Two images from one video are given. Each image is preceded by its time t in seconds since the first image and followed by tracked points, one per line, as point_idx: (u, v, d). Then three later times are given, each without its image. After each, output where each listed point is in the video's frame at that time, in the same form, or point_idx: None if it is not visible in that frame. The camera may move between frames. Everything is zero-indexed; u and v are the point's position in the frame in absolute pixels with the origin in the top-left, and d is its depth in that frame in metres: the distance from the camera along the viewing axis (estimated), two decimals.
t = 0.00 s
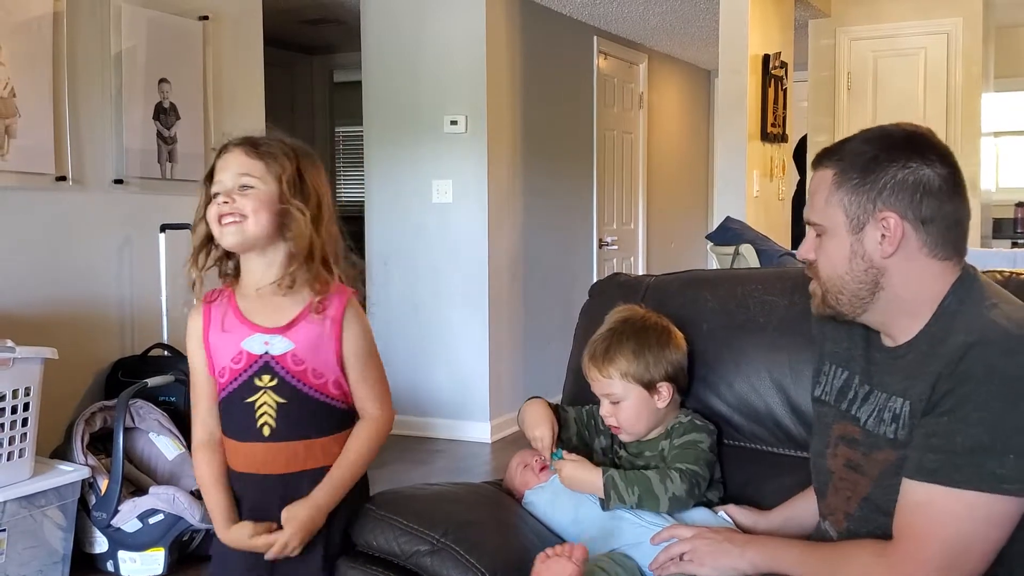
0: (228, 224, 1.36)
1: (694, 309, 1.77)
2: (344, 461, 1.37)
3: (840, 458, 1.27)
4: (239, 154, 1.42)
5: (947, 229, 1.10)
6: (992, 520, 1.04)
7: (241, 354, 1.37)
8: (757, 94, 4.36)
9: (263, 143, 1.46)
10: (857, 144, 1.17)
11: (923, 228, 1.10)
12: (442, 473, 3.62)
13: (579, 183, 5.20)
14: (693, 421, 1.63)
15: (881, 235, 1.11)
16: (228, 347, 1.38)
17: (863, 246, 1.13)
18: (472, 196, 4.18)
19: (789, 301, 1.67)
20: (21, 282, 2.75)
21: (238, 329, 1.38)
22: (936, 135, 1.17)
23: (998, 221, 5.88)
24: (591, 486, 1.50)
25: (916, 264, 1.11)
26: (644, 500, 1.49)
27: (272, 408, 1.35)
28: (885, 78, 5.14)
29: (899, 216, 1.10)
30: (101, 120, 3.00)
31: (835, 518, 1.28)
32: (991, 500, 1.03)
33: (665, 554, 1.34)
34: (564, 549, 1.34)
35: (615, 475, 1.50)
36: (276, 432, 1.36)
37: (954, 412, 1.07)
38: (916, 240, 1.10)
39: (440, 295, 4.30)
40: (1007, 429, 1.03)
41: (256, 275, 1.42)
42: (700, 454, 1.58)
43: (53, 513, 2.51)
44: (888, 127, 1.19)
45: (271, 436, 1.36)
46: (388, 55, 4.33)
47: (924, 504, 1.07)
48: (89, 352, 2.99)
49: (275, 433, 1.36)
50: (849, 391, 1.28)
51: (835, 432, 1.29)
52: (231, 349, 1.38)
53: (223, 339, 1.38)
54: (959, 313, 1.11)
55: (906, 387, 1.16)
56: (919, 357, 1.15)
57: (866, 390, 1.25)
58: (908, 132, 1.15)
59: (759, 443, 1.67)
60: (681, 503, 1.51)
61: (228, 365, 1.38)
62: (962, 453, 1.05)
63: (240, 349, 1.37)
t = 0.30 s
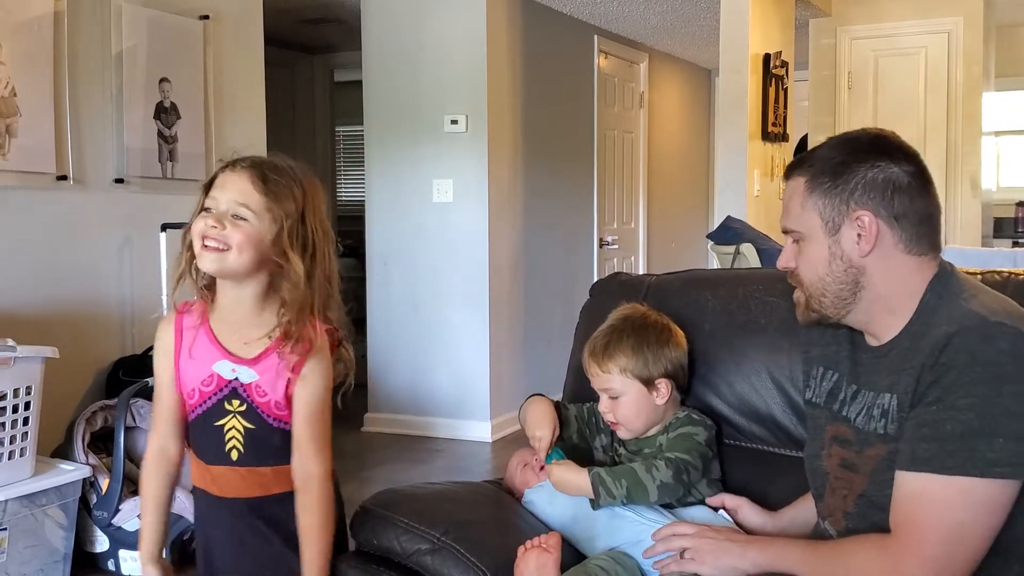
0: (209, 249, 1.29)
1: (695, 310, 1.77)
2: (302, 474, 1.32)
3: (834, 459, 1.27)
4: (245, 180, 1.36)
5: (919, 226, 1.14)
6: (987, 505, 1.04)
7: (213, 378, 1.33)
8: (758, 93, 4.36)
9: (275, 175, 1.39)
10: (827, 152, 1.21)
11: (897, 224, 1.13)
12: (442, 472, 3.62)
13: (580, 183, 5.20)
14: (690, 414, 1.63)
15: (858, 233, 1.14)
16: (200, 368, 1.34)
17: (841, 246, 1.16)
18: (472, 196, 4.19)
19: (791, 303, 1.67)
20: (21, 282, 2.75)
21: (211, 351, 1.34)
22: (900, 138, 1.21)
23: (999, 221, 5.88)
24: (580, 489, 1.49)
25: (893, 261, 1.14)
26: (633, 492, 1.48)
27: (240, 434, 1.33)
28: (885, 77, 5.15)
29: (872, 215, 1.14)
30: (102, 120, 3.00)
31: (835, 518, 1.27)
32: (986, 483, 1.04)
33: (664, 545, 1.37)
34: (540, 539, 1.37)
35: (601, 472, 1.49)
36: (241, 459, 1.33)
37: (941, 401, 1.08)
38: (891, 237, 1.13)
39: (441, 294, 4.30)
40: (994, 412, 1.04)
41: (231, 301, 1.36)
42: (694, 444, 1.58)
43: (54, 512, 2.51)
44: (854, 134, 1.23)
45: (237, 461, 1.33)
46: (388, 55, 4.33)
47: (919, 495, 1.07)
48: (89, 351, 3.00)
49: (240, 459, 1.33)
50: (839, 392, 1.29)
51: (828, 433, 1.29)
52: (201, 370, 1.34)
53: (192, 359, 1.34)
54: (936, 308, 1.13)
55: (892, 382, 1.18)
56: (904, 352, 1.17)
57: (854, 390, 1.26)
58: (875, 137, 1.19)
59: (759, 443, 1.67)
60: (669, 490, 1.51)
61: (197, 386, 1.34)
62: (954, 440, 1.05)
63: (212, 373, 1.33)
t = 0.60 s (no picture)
0: (155, 222, 1.36)
1: (696, 310, 1.76)
2: (251, 413, 1.40)
3: (829, 461, 1.26)
4: (180, 154, 1.44)
5: (902, 226, 1.15)
6: (977, 493, 1.05)
7: (192, 356, 1.43)
8: (759, 93, 4.35)
9: (204, 143, 1.48)
10: (802, 159, 1.23)
11: (879, 224, 1.14)
12: (443, 472, 3.62)
13: (581, 183, 5.20)
14: (681, 415, 1.62)
15: (841, 235, 1.15)
16: (177, 349, 1.43)
17: (826, 249, 1.17)
18: (473, 196, 4.18)
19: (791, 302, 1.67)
20: (21, 282, 2.75)
21: (185, 330, 1.43)
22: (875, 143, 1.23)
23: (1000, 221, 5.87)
24: (567, 481, 1.49)
25: (876, 261, 1.15)
26: (620, 488, 1.48)
27: (229, 405, 1.44)
28: (886, 77, 5.15)
29: (855, 215, 1.15)
30: (101, 119, 3.00)
31: (835, 519, 1.26)
32: (978, 471, 1.04)
33: (660, 549, 1.34)
34: (540, 539, 1.36)
35: (590, 464, 1.49)
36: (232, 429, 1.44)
37: (926, 394, 1.10)
38: (874, 238, 1.15)
39: (440, 294, 4.29)
40: (978, 402, 1.05)
41: (187, 274, 1.45)
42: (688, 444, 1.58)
43: (54, 513, 2.50)
44: (831, 141, 1.24)
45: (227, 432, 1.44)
46: (389, 54, 4.33)
47: (913, 487, 1.08)
48: (89, 352, 2.99)
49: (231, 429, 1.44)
50: (830, 394, 1.29)
51: (821, 434, 1.28)
52: (179, 349, 1.43)
53: (167, 342, 1.43)
54: (919, 306, 1.15)
55: (880, 379, 1.19)
56: (891, 350, 1.18)
57: (845, 391, 1.26)
58: (850, 143, 1.21)
59: (758, 443, 1.67)
60: (657, 490, 1.51)
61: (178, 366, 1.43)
62: (939, 431, 1.06)
63: (190, 350, 1.43)
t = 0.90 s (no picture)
0: (98, 238, 1.25)
1: (698, 313, 1.76)
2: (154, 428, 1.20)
3: (821, 464, 1.27)
4: (120, 164, 1.32)
5: (883, 229, 1.18)
6: (956, 490, 1.05)
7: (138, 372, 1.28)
8: (759, 93, 4.35)
9: (146, 151, 1.35)
10: (783, 169, 1.25)
11: (861, 228, 1.17)
12: (442, 473, 3.62)
13: (581, 183, 5.20)
14: (684, 418, 1.62)
15: (825, 239, 1.18)
16: (125, 365, 1.28)
17: (811, 254, 1.19)
18: (473, 197, 4.18)
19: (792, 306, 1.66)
20: (22, 283, 2.75)
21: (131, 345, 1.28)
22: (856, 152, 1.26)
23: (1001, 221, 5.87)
24: (586, 480, 1.49)
25: (860, 263, 1.17)
26: (634, 497, 1.49)
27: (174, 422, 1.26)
28: (887, 77, 5.15)
29: (838, 219, 1.17)
30: (100, 119, 3.00)
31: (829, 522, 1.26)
32: (950, 469, 1.05)
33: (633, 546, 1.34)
34: (537, 540, 1.38)
35: (608, 469, 1.49)
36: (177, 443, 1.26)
37: (904, 390, 1.11)
38: (857, 241, 1.17)
39: (440, 295, 4.29)
40: (952, 399, 1.06)
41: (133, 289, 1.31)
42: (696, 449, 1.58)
43: (53, 514, 2.49)
44: (811, 150, 1.27)
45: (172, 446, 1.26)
46: (389, 55, 4.33)
47: (889, 481, 1.08)
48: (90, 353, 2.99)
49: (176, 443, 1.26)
50: (818, 400, 1.29)
51: (811, 438, 1.29)
52: (125, 364, 1.29)
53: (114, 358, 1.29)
54: (900, 308, 1.17)
55: (863, 379, 1.20)
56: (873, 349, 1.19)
57: (829, 395, 1.27)
58: (830, 151, 1.24)
59: (759, 447, 1.67)
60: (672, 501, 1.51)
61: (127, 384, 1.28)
62: (914, 428, 1.08)
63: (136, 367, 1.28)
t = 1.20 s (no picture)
0: (59, 241, 1.23)
1: (702, 314, 1.76)
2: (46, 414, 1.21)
3: (826, 467, 1.27)
4: (120, 184, 1.27)
5: (882, 230, 1.18)
6: (973, 488, 1.05)
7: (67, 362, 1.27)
8: (761, 92, 4.35)
9: (158, 185, 1.30)
10: (780, 173, 1.26)
11: (860, 229, 1.17)
12: (445, 474, 3.63)
13: (583, 183, 5.20)
14: (690, 416, 1.62)
15: (824, 241, 1.18)
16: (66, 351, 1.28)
17: (811, 256, 1.20)
18: (475, 197, 4.18)
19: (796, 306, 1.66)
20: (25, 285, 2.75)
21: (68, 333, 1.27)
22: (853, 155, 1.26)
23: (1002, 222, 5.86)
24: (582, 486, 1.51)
25: (860, 265, 1.17)
26: (637, 491, 1.50)
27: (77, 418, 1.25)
28: (889, 77, 5.14)
29: (836, 221, 1.18)
30: (103, 120, 3.00)
31: (835, 523, 1.25)
32: (969, 465, 1.04)
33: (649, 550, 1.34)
34: (543, 542, 1.36)
35: (609, 467, 1.52)
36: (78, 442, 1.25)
37: (914, 390, 1.11)
38: (856, 242, 1.17)
39: (443, 296, 4.29)
40: (963, 396, 1.06)
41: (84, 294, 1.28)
42: (698, 447, 1.58)
43: (59, 514, 2.32)
44: (808, 153, 1.28)
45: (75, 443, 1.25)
46: (391, 56, 4.33)
47: (908, 481, 1.07)
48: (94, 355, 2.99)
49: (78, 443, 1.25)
50: (821, 404, 1.29)
51: (814, 441, 1.29)
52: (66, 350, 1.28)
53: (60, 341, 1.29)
54: (906, 308, 1.17)
55: (870, 380, 1.20)
56: (881, 350, 1.19)
57: (834, 397, 1.27)
58: (826, 154, 1.25)
59: (763, 448, 1.66)
60: (675, 495, 1.52)
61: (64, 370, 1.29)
62: (929, 426, 1.07)
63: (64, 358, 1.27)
